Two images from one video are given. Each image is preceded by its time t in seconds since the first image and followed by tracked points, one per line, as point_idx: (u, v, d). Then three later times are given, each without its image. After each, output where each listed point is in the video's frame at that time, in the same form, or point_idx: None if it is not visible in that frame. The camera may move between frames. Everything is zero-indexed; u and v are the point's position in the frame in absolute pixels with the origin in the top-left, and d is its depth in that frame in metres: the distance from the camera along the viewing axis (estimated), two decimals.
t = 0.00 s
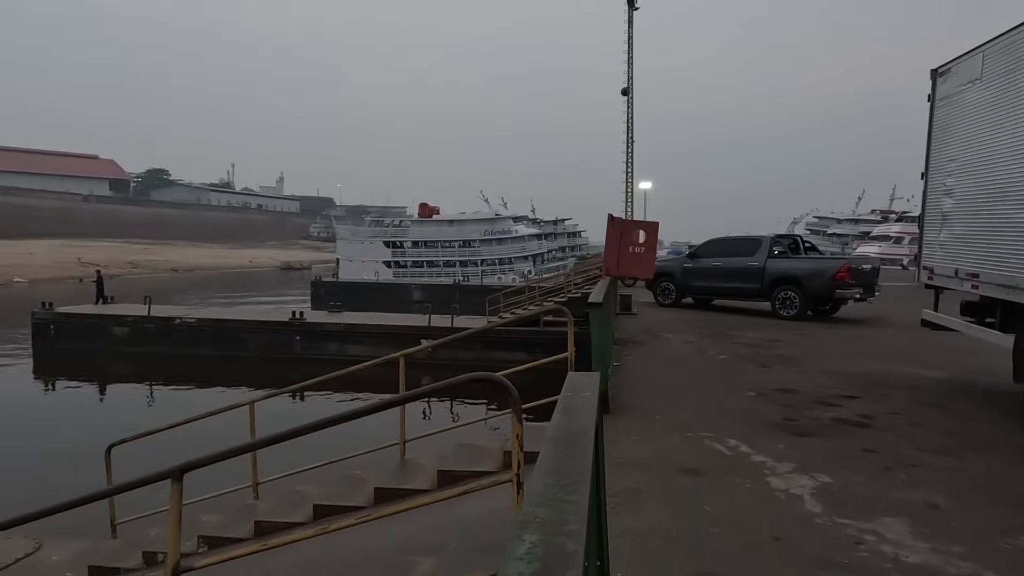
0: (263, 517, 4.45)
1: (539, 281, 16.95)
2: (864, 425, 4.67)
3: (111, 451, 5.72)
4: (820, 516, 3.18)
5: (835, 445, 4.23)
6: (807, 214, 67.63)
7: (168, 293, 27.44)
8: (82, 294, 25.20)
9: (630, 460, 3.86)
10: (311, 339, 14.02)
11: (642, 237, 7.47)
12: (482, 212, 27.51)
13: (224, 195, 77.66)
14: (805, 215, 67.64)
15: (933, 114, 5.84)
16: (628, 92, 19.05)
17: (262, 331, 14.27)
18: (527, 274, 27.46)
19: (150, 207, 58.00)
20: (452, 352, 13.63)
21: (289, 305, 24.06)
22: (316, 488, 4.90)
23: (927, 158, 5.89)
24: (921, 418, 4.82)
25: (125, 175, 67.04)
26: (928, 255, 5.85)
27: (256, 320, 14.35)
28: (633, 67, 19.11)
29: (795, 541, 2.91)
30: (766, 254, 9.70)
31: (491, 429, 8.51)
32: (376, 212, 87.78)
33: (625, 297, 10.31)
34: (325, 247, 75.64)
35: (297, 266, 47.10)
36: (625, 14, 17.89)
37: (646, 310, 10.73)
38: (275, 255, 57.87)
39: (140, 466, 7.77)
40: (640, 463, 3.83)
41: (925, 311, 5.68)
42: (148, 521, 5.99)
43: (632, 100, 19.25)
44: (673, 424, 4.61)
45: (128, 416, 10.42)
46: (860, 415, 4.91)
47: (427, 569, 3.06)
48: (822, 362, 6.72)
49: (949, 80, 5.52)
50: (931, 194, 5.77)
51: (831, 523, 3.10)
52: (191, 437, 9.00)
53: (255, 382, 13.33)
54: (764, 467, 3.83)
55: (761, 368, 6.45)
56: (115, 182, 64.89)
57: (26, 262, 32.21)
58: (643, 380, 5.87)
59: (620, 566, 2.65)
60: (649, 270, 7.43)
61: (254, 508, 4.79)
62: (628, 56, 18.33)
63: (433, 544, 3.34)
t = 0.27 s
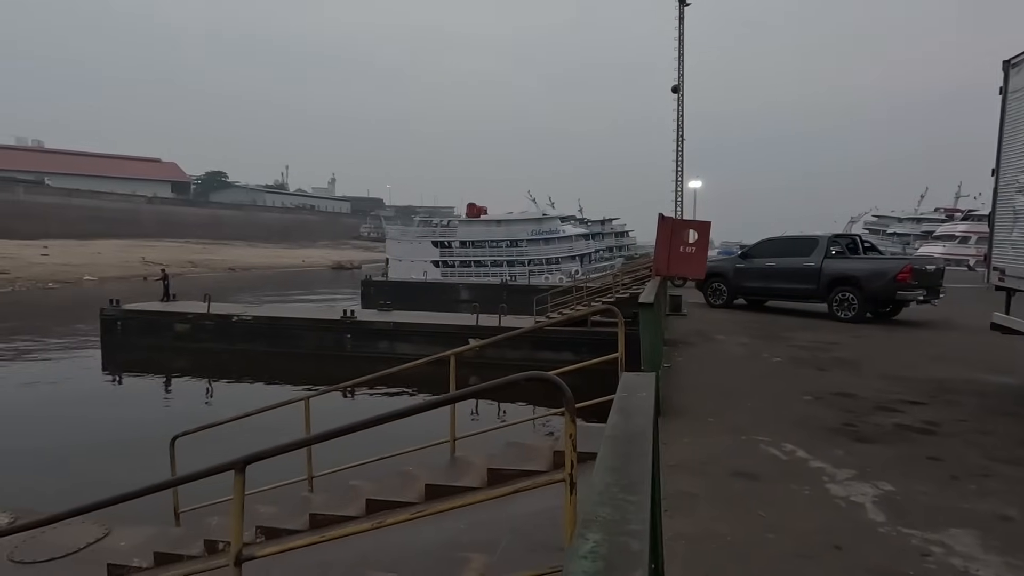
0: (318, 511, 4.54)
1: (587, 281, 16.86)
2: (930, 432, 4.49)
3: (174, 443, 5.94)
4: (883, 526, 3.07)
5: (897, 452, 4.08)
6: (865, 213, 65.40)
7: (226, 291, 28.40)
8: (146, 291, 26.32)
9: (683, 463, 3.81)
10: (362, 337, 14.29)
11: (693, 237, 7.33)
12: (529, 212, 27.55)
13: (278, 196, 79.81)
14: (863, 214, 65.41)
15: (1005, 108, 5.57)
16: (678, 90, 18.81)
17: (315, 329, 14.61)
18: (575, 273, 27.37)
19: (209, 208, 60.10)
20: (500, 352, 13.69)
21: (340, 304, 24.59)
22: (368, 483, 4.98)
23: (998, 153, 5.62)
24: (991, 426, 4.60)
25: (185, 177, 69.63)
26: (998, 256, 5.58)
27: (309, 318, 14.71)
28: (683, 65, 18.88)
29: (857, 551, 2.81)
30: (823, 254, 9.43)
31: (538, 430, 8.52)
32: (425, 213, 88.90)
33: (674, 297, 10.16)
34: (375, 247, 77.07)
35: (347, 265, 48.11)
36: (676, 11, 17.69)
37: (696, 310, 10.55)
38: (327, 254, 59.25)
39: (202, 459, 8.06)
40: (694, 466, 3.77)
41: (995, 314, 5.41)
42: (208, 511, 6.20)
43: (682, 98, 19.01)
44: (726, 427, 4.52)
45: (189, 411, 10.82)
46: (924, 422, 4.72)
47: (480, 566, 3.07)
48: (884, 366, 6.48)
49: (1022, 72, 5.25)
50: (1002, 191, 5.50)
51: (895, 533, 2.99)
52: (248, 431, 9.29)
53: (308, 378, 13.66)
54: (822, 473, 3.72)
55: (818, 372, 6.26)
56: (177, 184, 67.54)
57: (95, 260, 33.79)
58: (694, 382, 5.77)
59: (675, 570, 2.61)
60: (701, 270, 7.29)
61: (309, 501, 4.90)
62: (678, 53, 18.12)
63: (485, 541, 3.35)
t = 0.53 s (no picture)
0: (368, 506, 4.62)
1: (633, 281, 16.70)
2: (997, 442, 4.29)
3: (230, 436, 6.11)
4: (948, 538, 2.95)
5: (962, 461, 3.92)
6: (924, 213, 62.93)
7: (277, 289, 29.14)
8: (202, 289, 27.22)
9: (734, 468, 3.74)
10: (408, 336, 14.48)
11: (744, 236, 7.16)
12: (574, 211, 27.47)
13: (326, 197, 81.49)
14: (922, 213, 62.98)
15: None
16: (727, 87, 18.50)
17: (363, 327, 14.87)
18: (620, 273, 27.10)
19: (261, 208, 61.80)
20: (544, 351, 13.69)
21: (386, 302, 24.95)
22: (416, 480, 5.03)
23: None
24: None
25: (239, 178, 71.76)
26: None
27: (357, 316, 14.98)
28: (732, 61, 18.57)
29: (920, 563, 2.71)
30: (880, 254, 9.13)
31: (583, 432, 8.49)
32: (470, 212, 89.50)
33: (723, 297, 9.98)
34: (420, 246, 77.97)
35: (394, 264, 48.82)
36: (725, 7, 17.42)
37: (745, 311, 10.34)
38: (374, 254, 60.24)
39: (256, 454, 8.30)
40: (746, 471, 3.69)
41: None
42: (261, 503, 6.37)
43: (731, 94, 18.68)
44: (779, 431, 4.41)
45: (243, 406, 11.14)
46: (991, 430, 4.51)
47: (529, 567, 3.07)
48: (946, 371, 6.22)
49: None
50: None
51: (960, 546, 2.87)
52: (299, 427, 9.52)
53: (355, 375, 13.92)
54: (881, 481, 3.60)
55: (876, 376, 6.06)
56: (231, 185, 69.66)
57: (155, 259, 35.13)
58: (745, 385, 5.65)
59: None
60: (752, 270, 7.12)
61: (359, 497, 4.98)
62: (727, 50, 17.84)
63: (533, 541, 3.35)
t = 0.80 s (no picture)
0: (412, 502, 4.68)
1: (677, 281, 16.48)
2: None
3: (280, 429, 6.27)
4: (1010, 550, 2.83)
5: None
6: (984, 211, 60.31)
7: (323, 287, 29.79)
8: (252, 287, 28.03)
9: (782, 472, 3.67)
10: (451, 334, 14.64)
11: (793, 235, 7.00)
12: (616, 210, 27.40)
13: (370, 196, 82.70)
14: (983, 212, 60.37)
15: None
16: (775, 83, 18.13)
17: (406, 325, 15.07)
18: (663, 273, 26.60)
19: (308, 207, 63.13)
20: (586, 351, 13.65)
21: (428, 301, 25.23)
22: (460, 477, 5.07)
23: None
24: None
25: (286, 178, 73.48)
26: None
27: (400, 314, 15.19)
28: (781, 56, 18.20)
29: None
30: (936, 254, 8.82)
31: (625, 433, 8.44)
32: (512, 211, 89.69)
33: (770, 298, 9.77)
34: (462, 244, 78.48)
35: (436, 263, 49.27)
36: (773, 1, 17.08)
37: (793, 312, 10.12)
38: (417, 252, 60.92)
39: (304, 448, 8.51)
40: (794, 476, 3.63)
41: None
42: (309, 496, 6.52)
43: (780, 89, 18.30)
44: (830, 436, 4.30)
45: (290, 401, 11.41)
46: None
47: (573, 567, 3.06)
48: (1007, 376, 5.97)
49: None
50: None
51: None
52: (344, 423, 9.70)
53: (398, 372, 14.13)
54: (938, 490, 3.48)
55: (932, 381, 5.85)
56: (279, 185, 71.38)
57: (208, 257, 36.29)
58: (793, 388, 5.53)
59: None
60: (802, 269, 6.94)
61: (403, 493, 5.05)
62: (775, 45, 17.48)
63: (577, 542, 3.34)
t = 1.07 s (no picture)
0: (453, 499, 4.72)
1: (719, 280, 16.22)
2: None
3: (324, 424, 6.38)
4: None
5: None
6: None
7: (364, 285, 30.24)
8: (296, 285, 28.64)
9: (831, 477, 3.58)
10: (490, 332, 14.71)
11: (842, 233, 6.81)
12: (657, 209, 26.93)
13: (411, 195, 83.56)
14: None
15: None
16: (823, 78, 17.68)
17: (445, 323, 15.20)
18: (704, 272, 26.35)
19: (350, 207, 64.15)
20: (625, 351, 13.55)
21: (468, 299, 25.38)
22: (500, 475, 5.09)
23: None
24: None
25: (330, 178, 74.81)
26: None
27: (440, 312, 15.33)
28: (829, 51, 17.74)
29: None
30: (994, 254, 8.48)
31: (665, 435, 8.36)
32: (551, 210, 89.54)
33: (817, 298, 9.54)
34: (502, 243, 78.68)
35: (476, 261, 49.47)
36: None
37: (841, 313, 9.86)
38: (456, 251, 61.29)
39: (348, 443, 8.68)
40: (844, 481, 3.53)
41: None
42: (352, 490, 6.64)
43: (827, 85, 17.84)
44: (881, 441, 4.18)
45: (333, 396, 11.63)
46: None
47: (615, 568, 3.05)
48: None
49: None
50: None
51: None
52: (385, 419, 9.84)
53: (438, 369, 14.26)
54: (997, 499, 3.35)
55: (990, 385, 5.62)
56: (322, 185, 72.73)
57: (255, 255, 37.23)
58: (841, 390, 5.40)
59: None
60: (851, 270, 6.75)
61: (445, 489, 5.09)
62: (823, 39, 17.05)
63: (618, 542, 3.32)
